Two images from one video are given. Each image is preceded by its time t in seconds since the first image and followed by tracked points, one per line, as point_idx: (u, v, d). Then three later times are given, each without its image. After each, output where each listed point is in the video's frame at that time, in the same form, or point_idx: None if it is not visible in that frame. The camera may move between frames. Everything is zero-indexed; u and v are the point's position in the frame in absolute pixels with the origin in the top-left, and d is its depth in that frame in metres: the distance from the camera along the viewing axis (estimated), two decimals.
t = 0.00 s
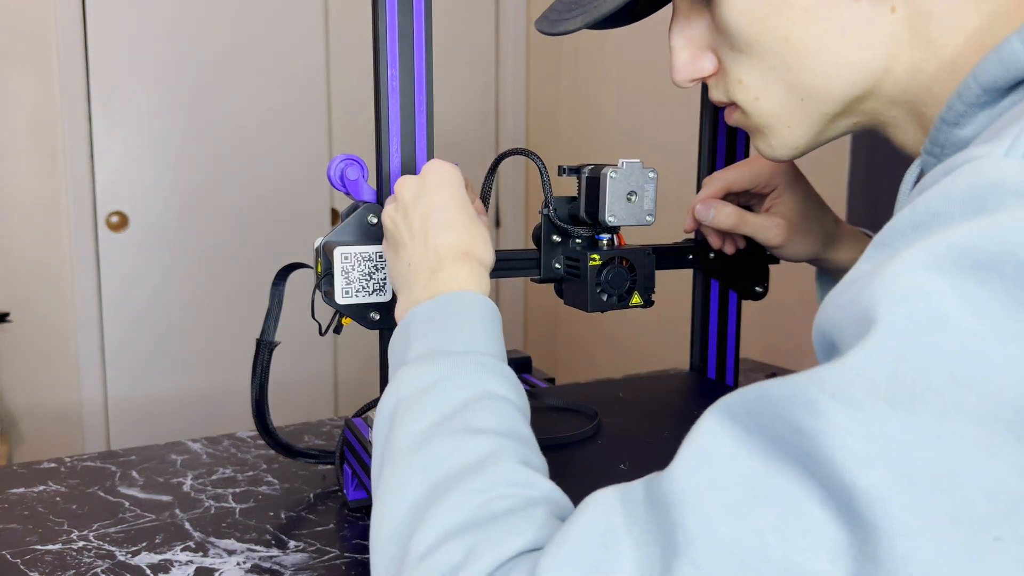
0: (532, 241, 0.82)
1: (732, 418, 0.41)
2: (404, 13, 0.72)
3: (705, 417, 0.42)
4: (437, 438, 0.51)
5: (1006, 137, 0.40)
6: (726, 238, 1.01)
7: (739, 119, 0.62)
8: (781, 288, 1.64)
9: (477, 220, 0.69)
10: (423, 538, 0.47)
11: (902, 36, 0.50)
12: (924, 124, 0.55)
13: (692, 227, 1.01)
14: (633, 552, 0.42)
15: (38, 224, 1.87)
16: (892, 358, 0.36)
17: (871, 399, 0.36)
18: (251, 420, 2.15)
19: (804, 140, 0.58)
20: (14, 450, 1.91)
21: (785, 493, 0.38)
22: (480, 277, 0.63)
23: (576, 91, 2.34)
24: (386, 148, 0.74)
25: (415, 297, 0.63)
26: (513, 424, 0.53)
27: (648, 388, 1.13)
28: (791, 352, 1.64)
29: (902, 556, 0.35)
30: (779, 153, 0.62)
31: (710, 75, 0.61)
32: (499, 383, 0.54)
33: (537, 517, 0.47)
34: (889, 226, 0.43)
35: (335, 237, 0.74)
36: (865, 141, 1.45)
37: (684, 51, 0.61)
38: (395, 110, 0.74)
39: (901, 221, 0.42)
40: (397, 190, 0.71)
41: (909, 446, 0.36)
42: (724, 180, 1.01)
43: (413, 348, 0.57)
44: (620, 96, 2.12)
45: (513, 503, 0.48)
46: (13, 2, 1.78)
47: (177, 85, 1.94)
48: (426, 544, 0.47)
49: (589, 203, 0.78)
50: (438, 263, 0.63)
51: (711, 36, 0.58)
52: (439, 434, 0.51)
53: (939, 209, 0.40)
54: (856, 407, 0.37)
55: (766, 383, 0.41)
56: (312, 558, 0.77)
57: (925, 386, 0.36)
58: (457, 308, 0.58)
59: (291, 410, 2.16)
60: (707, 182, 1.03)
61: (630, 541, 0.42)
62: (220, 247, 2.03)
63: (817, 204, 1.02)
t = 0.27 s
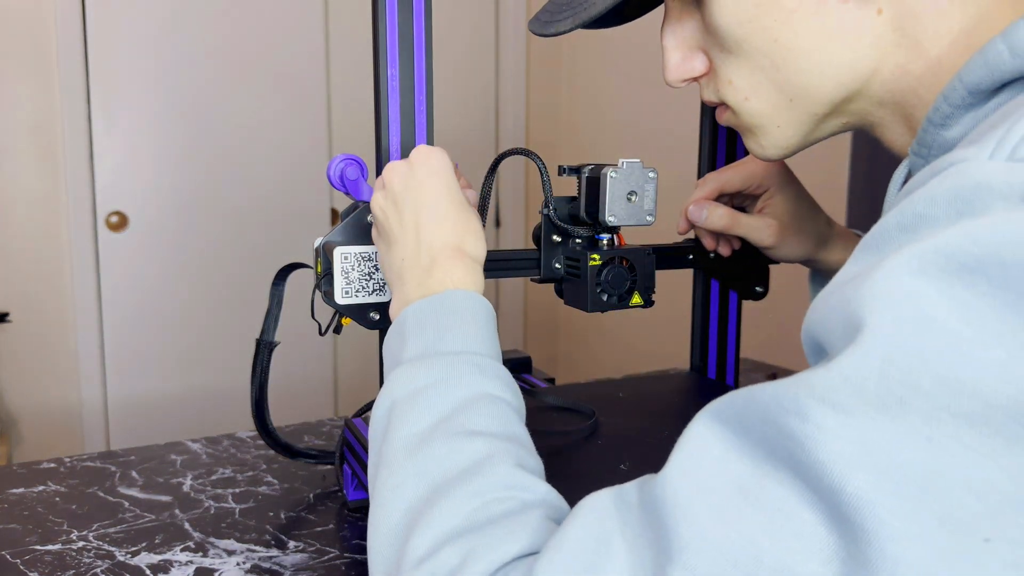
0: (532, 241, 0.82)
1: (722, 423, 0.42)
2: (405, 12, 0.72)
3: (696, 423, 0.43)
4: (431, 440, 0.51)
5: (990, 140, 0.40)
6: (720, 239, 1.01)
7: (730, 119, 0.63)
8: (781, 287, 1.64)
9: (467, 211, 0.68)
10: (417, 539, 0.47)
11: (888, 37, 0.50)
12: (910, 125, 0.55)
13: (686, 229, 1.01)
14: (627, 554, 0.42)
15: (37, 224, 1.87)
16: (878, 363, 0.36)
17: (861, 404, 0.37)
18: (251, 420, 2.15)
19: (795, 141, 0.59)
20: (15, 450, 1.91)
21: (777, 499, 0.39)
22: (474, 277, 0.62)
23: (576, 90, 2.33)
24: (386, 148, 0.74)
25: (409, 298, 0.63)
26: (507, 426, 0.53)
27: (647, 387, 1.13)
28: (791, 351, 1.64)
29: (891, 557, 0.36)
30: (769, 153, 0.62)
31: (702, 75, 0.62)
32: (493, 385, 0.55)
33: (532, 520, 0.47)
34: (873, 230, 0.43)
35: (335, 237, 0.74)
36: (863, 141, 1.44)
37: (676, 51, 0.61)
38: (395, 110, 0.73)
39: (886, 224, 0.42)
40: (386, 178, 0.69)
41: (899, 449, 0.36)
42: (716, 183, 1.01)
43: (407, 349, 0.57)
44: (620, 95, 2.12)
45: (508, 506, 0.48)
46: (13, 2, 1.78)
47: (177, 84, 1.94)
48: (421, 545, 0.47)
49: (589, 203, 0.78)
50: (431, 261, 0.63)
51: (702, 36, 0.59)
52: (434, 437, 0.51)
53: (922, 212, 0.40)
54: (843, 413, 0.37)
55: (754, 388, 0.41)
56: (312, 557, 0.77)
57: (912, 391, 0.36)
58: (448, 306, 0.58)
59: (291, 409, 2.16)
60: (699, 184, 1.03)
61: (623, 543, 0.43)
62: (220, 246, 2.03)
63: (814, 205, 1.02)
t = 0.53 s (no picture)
0: (532, 241, 0.82)
1: (719, 423, 0.42)
2: (404, 13, 0.72)
3: (694, 423, 0.43)
4: (440, 445, 0.51)
5: (984, 144, 0.40)
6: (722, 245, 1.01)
7: (731, 121, 0.63)
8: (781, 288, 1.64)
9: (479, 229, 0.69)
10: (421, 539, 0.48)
11: (889, 40, 0.50)
12: (910, 126, 0.55)
13: (688, 235, 1.01)
14: (622, 556, 0.42)
15: (37, 224, 1.87)
16: (871, 364, 0.36)
17: (856, 405, 0.37)
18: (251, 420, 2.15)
19: (796, 142, 0.59)
20: (15, 449, 1.91)
21: (771, 497, 0.39)
22: (491, 294, 0.63)
23: (576, 90, 2.33)
24: (387, 148, 0.74)
25: (423, 312, 0.63)
26: (515, 436, 0.53)
27: (648, 387, 1.12)
28: (791, 351, 1.64)
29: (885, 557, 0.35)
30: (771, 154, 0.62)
31: (702, 77, 0.62)
32: (505, 395, 0.55)
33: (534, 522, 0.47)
34: (870, 233, 0.43)
35: (335, 237, 0.74)
36: (864, 141, 1.44)
37: (676, 53, 0.61)
38: (395, 110, 0.73)
39: (882, 227, 0.42)
40: (400, 197, 0.70)
41: (893, 449, 0.36)
42: (718, 188, 1.01)
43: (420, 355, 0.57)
44: (619, 95, 2.12)
45: (508, 507, 0.48)
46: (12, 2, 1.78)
47: (176, 84, 1.93)
48: (424, 545, 0.47)
49: (589, 203, 0.78)
50: (449, 278, 0.64)
51: (704, 38, 0.59)
52: (443, 442, 0.51)
53: (917, 214, 0.40)
54: (837, 412, 0.37)
55: (751, 388, 0.41)
56: (312, 558, 0.77)
57: (904, 392, 0.36)
58: (462, 317, 0.58)
59: (291, 410, 2.16)
60: (701, 189, 1.03)
61: (620, 544, 0.43)
62: (220, 247, 2.03)
63: (814, 205, 1.02)
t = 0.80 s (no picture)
0: (532, 241, 0.82)
1: (715, 415, 0.42)
2: (405, 11, 0.72)
3: (690, 415, 0.43)
4: (436, 433, 0.51)
5: (986, 143, 0.40)
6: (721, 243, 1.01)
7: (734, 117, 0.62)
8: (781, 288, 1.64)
9: (488, 230, 0.69)
10: (415, 527, 0.48)
11: (893, 36, 0.50)
12: (914, 124, 0.56)
13: (687, 233, 1.00)
14: (616, 548, 0.42)
15: (37, 224, 1.87)
16: (870, 359, 0.36)
17: (853, 400, 0.37)
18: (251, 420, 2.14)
19: (799, 138, 0.59)
20: (15, 450, 1.91)
21: (766, 488, 0.39)
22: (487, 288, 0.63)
23: (576, 90, 2.33)
24: (387, 148, 0.74)
25: (420, 300, 0.63)
26: (512, 423, 0.53)
27: (647, 387, 1.12)
28: (791, 351, 1.64)
29: (879, 548, 0.36)
30: (774, 151, 0.62)
31: (705, 74, 0.61)
32: (501, 382, 0.55)
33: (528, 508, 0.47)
34: (872, 229, 0.43)
35: (335, 238, 0.74)
36: (864, 142, 1.44)
37: (679, 49, 0.61)
38: (395, 110, 0.73)
39: (882, 225, 0.42)
40: (415, 193, 0.71)
41: (890, 445, 0.36)
42: (717, 186, 1.01)
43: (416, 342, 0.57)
44: (619, 96, 2.12)
45: (507, 499, 0.48)
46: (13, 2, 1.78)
47: (177, 85, 1.94)
48: (418, 533, 0.47)
49: (588, 203, 0.78)
50: (447, 268, 0.63)
51: (707, 35, 0.58)
52: (439, 430, 0.51)
53: (918, 212, 0.40)
54: (832, 404, 0.37)
55: (748, 380, 0.41)
56: (312, 558, 0.77)
57: (902, 388, 0.36)
58: (460, 307, 0.58)
59: (291, 410, 2.16)
60: (700, 187, 1.02)
61: (614, 535, 0.43)
62: (220, 247, 2.03)
63: (816, 205, 1.02)
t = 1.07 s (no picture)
0: (532, 241, 0.82)
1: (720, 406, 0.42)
2: (405, 10, 0.72)
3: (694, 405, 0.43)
4: (437, 417, 0.51)
5: (999, 139, 0.40)
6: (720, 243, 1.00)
7: (748, 106, 0.61)
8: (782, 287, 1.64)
9: (506, 220, 0.70)
10: (414, 513, 0.48)
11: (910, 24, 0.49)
12: (929, 115, 0.55)
13: (688, 234, 1.00)
14: (613, 539, 0.42)
15: (37, 224, 1.86)
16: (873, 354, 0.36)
17: (856, 394, 0.37)
18: (250, 420, 2.14)
19: (812, 128, 0.58)
20: (14, 450, 1.91)
21: (766, 478, 0.39)
22: (496, 270, 0.63)
23: (576, 90, 2.33)
24: (386, 147, 0.74)
25: (430, 285, 0.63)
26: (516, 407, 0.53)
27: (647, 387, 1.12)
28: (790, 350, 1.64)
29: (879, 538, 0.36)
30: (785, 140, 0.61)
31: (719, 62, 0.60)
32: (506, 368, 0.54)
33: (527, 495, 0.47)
34: (881, 225, 0.43)
35: (335, 237, 0.74)
36: (865, 141, 1.44)
37: (694, 37, 0.60)
38: (395, 111, 0.73)
39: (891, 221, 0.42)
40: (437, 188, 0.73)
41: (892, 439, 0.36)
42: (717, 189, 1.01)
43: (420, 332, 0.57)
44: (620, 95, 2.12)
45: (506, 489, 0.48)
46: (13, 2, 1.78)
47: (177, 84, 1.93)
48: (417, 518, 0.47)
49: (588, 203, 0.78)
50: (459, 252, 0.64)
51: (721, 22, 0.57)
52: (441, 414, 0.51)
53: (929, 209, 0.40)
54: (835, 396, 0.37)
55: (753, 371, 0.41)
56: (312, 558, 0.77)
57: (907, 383, 0.36)
58: (463, 295, 0.58)
59: (291, 410, 2.16)
60: (700, 188, 1.02)
61: (611, 525, 0.43)
62: (220, 247, 2.03)
63: (818, 205, 1.02)
